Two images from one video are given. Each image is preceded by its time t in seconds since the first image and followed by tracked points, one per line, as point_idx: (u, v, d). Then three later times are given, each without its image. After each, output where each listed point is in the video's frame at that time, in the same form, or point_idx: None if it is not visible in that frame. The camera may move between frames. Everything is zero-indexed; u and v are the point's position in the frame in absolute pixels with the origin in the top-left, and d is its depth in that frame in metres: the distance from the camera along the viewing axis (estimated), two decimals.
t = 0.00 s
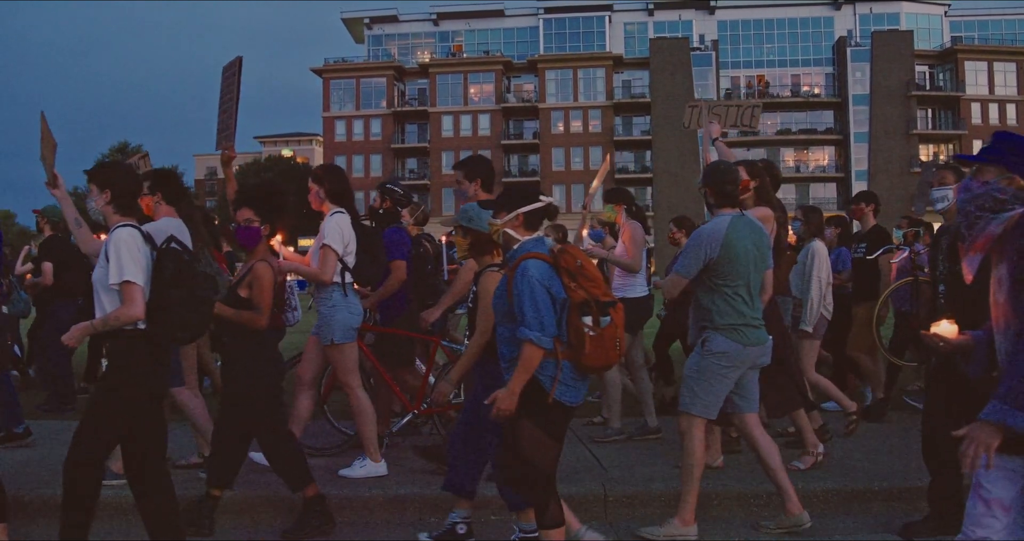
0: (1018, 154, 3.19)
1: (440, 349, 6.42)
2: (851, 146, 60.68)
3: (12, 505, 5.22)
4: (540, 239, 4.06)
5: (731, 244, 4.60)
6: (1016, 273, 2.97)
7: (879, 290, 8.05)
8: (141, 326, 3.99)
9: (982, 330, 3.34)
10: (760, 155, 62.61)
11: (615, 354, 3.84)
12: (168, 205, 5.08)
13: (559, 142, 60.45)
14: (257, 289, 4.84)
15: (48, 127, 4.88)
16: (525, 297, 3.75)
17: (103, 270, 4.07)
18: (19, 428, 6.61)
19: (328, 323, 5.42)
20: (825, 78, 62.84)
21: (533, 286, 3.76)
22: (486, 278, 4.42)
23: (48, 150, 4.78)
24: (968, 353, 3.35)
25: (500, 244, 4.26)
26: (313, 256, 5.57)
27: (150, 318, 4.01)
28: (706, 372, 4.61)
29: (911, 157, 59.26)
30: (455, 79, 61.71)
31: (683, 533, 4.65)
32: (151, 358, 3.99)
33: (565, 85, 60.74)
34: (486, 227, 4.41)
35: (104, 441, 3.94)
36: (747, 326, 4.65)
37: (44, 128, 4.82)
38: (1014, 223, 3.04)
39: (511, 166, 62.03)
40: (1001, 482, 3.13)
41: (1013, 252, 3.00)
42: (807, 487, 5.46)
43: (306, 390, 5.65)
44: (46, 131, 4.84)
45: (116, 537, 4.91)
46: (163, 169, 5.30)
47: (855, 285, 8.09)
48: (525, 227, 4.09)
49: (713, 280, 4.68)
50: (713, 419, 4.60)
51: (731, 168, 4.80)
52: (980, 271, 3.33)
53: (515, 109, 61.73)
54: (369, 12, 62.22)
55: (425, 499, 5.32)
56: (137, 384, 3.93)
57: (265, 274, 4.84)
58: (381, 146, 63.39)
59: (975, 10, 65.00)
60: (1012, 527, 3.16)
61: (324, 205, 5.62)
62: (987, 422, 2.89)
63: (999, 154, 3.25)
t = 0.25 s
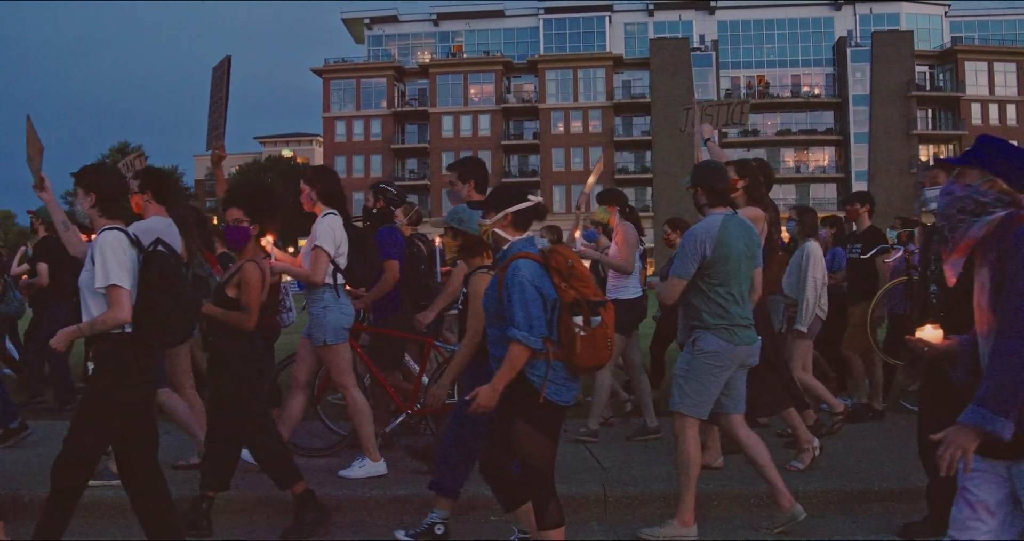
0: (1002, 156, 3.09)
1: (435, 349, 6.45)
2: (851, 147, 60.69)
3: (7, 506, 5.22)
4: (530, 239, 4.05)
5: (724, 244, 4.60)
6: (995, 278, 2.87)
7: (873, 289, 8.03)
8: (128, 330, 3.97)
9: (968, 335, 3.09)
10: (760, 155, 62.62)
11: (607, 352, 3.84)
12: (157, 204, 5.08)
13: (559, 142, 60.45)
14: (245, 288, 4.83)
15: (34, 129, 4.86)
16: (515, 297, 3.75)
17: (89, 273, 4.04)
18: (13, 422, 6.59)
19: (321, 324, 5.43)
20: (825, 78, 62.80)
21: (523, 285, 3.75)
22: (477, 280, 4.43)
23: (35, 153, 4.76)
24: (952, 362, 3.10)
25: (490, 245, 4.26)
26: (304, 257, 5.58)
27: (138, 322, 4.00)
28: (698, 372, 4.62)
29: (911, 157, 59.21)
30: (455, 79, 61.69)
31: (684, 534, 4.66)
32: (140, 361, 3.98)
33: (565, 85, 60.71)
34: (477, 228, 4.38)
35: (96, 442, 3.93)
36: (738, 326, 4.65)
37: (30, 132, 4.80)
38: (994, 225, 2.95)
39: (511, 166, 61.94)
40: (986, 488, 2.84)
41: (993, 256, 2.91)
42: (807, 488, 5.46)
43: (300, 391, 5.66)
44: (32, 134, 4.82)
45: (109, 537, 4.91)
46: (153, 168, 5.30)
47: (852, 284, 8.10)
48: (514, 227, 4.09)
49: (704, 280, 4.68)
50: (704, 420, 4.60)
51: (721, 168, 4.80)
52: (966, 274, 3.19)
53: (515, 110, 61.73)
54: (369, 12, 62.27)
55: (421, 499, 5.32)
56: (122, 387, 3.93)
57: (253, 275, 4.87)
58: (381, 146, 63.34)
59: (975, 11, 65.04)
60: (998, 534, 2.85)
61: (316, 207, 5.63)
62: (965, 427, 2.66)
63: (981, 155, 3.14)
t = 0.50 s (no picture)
0: (987, 165, 2.99)
1: (428, 350, 6.54)
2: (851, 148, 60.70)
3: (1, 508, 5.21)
4: (519, 240, 4.06)
5: (716, 244, 4.61)
6: (975, 279, 2.77)
7: (867, 291, 8.01)
8: (113, 334, 3.96)
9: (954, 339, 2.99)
10: (759, 157, 62.64)
11: (598, 354, 3.87)
12: (147, 203, 5.11)
13: (559, 143, 60.53)
14: (232, 288, 4.84)
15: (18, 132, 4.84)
16: (504, 299, 3.74)
17: (73, 277, 3.99)
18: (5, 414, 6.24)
19: (312, 326, 5.44)
20: (825, 80, 62.78)
21: (513, 286, 3.75)
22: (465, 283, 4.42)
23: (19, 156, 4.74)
24: (937, 366, 3.00)
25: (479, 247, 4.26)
26: (295, 259, 5.58)
27: (123, 326, 3.98)
28: (691, 371, 4.62)
29: (910, 159, 59.22)
30: (454, 80, 61.69)
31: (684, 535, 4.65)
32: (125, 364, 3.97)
33: (565, 86, 60.76)
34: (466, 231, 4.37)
35: (86, 444, 3.93)
36: (729, 326, 4.67)
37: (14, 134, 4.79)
38: (974, 227, 2.81)
39: (510, 167, 61.84)
40: (964, 489, 2.76)
41: (973, 259, 2.80)
42: (808, 489, 5.46)
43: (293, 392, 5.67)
44: (17, 137, 4.79)
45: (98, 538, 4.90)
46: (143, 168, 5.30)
47: (846, 285, 7.96)
48: (502, 228, 4.08)
49: (696, 280, 4.69)
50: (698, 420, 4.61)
51: (711, 169, 4.82)
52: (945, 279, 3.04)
53: (514, 111, 61.72)
54: (369, 13, 62.30)
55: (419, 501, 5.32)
56: (109, 390, 3.94)
57: (242, 274, 4.86)
58: (381, 147, 63.32)
59: (974, 13, 65.14)
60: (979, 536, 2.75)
61: (307, 209, 5.63)
62: (946, 433, 2.63)
63: (961, 160, 3.04)
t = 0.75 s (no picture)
0: (963, 163, 2.97)
1: (420, 351, 6.57)
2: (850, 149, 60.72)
3: None
4: (509, 243, 4.06)
5: (708, 243, 4.63)
6: (952, 279, 2.78)
7: (861, 291, 8.02)
8: (99, 337, 3.95)
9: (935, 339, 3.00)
10: (759, 158, 62.66)
11: (589, 356, 3.88)
12: (136, 202, 5.11)
13: (559, 144, 60.60)
14: (221, 288, 4.82)
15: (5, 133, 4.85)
16: (494, 301, 3.73)
17: (57, 280, 3.98)
18: None
19: (301, 328, 5.44)
20: (824, 81, 62.77)
21: (503, 288, 3.74)
22: (454, 286, 4.42)
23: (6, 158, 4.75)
24: (921, 369, 3.01)
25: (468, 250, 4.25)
26: (286, 260, 5.60)
27: (108, 329, 3.98)
28: (683, 373, 4.61)
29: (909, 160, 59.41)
30: (454, 81, 61.73)
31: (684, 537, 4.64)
32: (108, 369, 3.96)
33: (565, 87, 60.81)
34: (456, 234, 4.35)
35: (74, 443, 3.93)
36: (720, 325, 4.67)
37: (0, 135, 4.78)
38: (952, 228, 2.83)
39: (510, 167, 61.79)
40: (946, 490, 2.76)
41: (951, 261, 2.81)
42: (810, 491, 5.45)
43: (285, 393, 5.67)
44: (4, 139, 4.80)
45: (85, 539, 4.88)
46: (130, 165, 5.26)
47: (841, 287, 8.09)
48: (492, 231, 4.09)
49: (688, 282, 4.70)
50: (692, 421, 4.61)
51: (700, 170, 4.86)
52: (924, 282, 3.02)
53: (514, 112, 61.70)
54: (369, 14, 62.35)
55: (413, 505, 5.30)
56: (92, 395, 3.93)
57: (230, 274, 4.85)
58: (381, 148, 63.34)
59: (974, 14, 65.17)
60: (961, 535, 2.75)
61: (299, 209, 5.63)
62: (932, 435, 2.67)
63: (940, 160, 3.01)
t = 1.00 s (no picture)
0: (944, 159, 2.98)
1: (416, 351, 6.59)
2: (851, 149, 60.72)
3: None
4: (498, 245, 4.06)
5: (701, 243, 4.65)
6: (932, 276, 2.78)
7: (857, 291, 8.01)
8: (84, 338, 3.95)
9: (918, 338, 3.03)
10: (759, 158, 62.70)
11: (579, 359, 3.80)
12: (127, 202, 5.18)
13: (559, 144, 60.64)
14: (210, 288, 4.83)
15: None
16: (483, 303, 3.74)
17: (41, 282, 3.99)
18: None
19: (291, 329, 5.46)
20: (824, 81, 62.74)
21: (493, 290, 3.75)
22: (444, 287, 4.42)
23: None
24: (907, 369, 3.01)
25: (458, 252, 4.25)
26: (277, 261, 5.63)
27: (92, 330, 3.98)
28: (678, 374, 4.61)
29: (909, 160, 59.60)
30: (454, 81, 61.76)
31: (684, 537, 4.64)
32: (90, 372, 3.97)
33: (565, 87, 60.80)
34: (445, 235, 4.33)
35: (59, 444, 3.93)
36: (713, 324, 4.68)
37: None
38: (932, 225, 2.84)
39: (510, 167, 61.77)
40: (935, 490, 2.79)
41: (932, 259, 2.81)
42: (808, 492, 5.44)
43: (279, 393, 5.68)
44: None
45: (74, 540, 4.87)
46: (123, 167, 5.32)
47: (836, 287, 8.07)
48: (480, 233, 4.10)
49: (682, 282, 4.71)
50: (690, 422, 4.61)
51: (691, 171, 4.89)
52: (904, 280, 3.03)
53: (515, 112, 61.67)
54: (369, 14, 62.36)
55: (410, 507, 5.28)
56: (77, 398, 3.93)
57: (221, 273, 4.86)
58: (381, 148, 63.34)
59: (973, 14, 65.21)
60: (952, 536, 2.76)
61: (291, 210, 5.66)
62: (923, 436, 2.66)
63: (923, 156, 3.02)
